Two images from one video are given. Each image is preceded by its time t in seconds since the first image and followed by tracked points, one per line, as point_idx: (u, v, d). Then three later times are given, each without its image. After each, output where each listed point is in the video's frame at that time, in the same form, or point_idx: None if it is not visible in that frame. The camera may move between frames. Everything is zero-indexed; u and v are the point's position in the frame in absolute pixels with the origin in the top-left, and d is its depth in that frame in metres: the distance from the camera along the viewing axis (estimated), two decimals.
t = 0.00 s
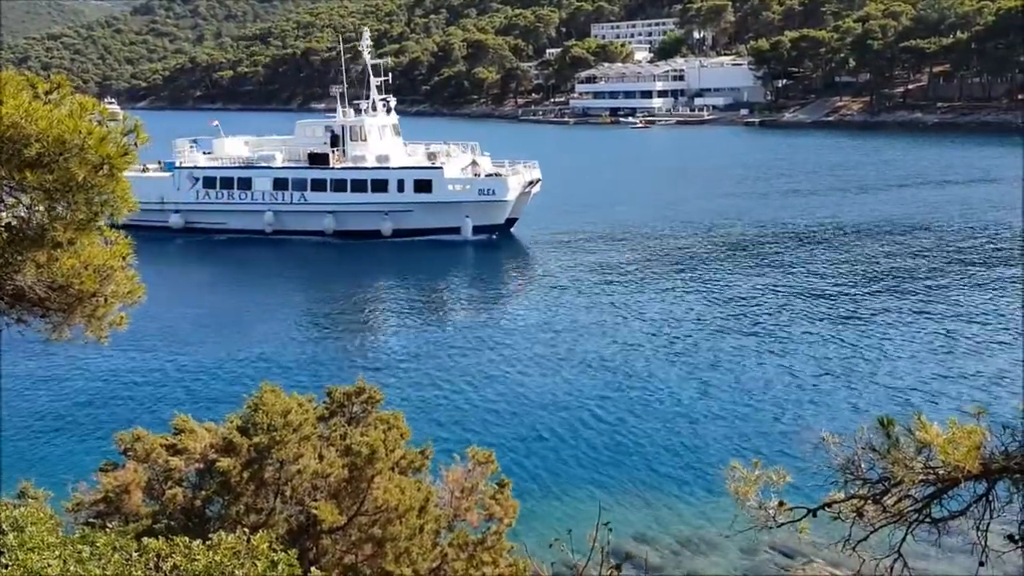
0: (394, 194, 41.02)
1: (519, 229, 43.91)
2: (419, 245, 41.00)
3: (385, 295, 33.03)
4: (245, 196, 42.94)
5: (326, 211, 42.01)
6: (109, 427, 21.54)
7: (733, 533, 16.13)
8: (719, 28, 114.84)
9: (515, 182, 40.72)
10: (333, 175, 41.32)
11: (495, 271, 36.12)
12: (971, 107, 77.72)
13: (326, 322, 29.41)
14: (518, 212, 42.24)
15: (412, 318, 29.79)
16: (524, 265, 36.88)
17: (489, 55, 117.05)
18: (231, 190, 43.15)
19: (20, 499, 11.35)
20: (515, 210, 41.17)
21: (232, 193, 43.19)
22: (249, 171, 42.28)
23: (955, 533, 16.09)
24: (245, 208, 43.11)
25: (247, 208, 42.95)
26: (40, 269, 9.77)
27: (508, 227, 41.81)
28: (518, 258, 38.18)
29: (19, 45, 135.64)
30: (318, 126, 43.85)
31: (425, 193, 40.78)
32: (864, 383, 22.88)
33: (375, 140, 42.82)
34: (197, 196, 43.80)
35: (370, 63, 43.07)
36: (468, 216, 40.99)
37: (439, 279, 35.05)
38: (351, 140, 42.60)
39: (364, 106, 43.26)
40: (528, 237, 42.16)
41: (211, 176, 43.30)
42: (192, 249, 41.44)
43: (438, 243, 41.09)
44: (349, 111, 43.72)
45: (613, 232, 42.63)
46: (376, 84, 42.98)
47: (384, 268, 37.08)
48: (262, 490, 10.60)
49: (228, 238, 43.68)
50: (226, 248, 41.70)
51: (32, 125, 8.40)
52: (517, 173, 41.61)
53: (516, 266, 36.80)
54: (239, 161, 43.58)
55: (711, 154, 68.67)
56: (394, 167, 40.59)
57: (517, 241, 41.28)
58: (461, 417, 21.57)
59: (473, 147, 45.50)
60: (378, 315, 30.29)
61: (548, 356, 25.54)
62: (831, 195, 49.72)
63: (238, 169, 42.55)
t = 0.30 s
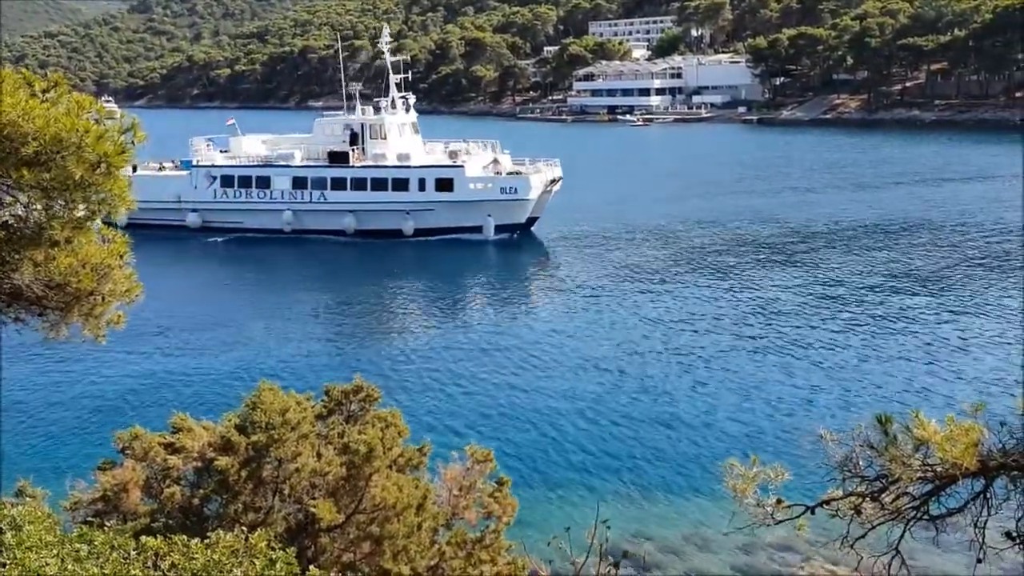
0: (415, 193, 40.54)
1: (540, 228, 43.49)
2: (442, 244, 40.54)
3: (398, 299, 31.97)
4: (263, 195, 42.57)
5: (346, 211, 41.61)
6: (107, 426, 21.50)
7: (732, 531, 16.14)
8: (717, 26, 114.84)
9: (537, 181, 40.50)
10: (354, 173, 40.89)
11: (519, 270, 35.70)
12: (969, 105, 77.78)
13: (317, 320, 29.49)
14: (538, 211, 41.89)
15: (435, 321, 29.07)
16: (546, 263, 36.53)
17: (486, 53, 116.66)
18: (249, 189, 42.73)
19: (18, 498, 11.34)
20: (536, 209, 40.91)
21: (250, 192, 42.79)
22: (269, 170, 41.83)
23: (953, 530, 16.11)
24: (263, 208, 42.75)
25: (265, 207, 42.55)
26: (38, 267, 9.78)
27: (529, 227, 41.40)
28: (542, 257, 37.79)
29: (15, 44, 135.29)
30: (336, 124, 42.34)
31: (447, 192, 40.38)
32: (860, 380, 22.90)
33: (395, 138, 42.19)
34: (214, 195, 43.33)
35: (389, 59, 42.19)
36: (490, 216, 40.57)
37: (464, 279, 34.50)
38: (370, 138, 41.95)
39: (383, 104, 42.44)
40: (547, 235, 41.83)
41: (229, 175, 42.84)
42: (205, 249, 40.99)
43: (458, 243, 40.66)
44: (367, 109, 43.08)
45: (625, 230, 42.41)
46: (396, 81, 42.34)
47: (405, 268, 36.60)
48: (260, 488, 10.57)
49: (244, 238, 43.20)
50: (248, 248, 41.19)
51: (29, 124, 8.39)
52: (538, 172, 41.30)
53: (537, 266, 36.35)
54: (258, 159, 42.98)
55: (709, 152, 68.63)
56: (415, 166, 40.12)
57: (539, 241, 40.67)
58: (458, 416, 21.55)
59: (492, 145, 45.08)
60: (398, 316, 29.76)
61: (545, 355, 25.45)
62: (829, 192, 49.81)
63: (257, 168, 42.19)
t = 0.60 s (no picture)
0: (437, 191, 39.85)
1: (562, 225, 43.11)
2: (464, 244, 39.87)
3: (422, 301, 31.37)
4: (284, 193, 42.05)
5: (368, 210, 41.05)
6: (104, 424, 21.48)
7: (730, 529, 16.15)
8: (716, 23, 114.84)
9: (560, 179, 39.81)
10: (375, 171, 40.25)
11: (543, 271, 35.09)
12: (967, 102, 77.77)
13: (318, 318, 29.42)
14: (562, 209, 41.35)
15: (463, 322, 28.65)
16: (570, 264, 35.85)
17: (485, 50, 116.09)
18: (268, 187, 42.19)
19: (16, 496, 11.32)
20: (558, 207, 40.33)
21: (270, 190, 42.25)
22: (288, 168, 41.26)
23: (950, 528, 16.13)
24: (284, 206, 42.25)
25: (285, 206, 42.06)
26: (35, 265, 9.78)
27: (552, 226, 40.86)
28: (565, 257, 37.16)
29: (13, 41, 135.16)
30: (357, 121, 42.05)
31: (469, 190, 39.73)
32: (857, 377, 22.92)
33: (415, 136, 41.45)
34: (233, 193, 42.78)
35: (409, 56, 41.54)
36: (512, 214, 39.92)
37: (488, 281, 33.87)
38: (391, 136, 41.27)
39: (404, 101, 41.78)
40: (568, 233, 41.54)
41: (247, 173, 42.24)
42: (220, 249, 40.64)
43: (480, 243, 40.04)
44: (387, 107, 42.39)
45: (636, 229, 42.07)
46: (415, 79, 41.76)
47: (427, 268, 36.02)
48: (259, 486, 10.58)
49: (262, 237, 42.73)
50: (267, 247, 40.70)
51: (27, 121, 8.40)
52: (562, 170, 40.55)
53: (561, 266, 35.73)
54: (277, 157, 42.36)
55: (709, 149, 68.60)
56: (436, 165, 39.36)
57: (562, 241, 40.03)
58: (456, 413, 21.55)
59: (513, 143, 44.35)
60: (424, 315, 29.49)
61: (543, 352, 25.46)
62: (827, 190, 49.90)
63: (276, 166, 41.62)
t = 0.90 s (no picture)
0: (457, 190, 39.38)
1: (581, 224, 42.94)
2: (485, 243, 39.62)
3: (446, 302, 30.84)
4: (303, 192, 41.48)
5: (387, 208, 40.55)
6: (100, 421, 21.51)
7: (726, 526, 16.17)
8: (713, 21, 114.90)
9: (583, 177, 39.41)
10: (394, 170, 39.77)
11: (564, 271, 34.56)
12: (963, 100, 77.84)
13: (311, 316, 29.40)
14: (582, 207, 41.19)
15: (483, 321, 28.37)
16: (592, 264, 35.33)
17: (482, 48, 115.68)
18: (286, 185, 41.65)
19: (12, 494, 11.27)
20: (580, 205, 40.07)
21: (288, 188, 41.70)
22: (306, 166, 40.66)
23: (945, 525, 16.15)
24: (302, 204, 41.67)
25: (303, 204, 41.50)
26: (31, 264, 9.73)
27: (573, 223, 40.78)
28: (585, 257, 36.65)
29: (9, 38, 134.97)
30: (375, 119, 41.30)
31: (489, 189, 39.33)
32: (853, 375, 22.95)
33: (435, 133, 40.99)
34: (250, 191, 42.23)
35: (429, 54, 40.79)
36: (534, 214, 39.76)
37: (511, 280, 33.42)
38: (410, 133, 40.76)
39: (423, 98, 41.06)
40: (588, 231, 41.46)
41: (266, 171, 41.57)
42: (233, 247, 40.07)
43: (501, 241, 39.71)
44: (407, 103, 41.65)
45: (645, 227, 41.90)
46: (436, 76, 41.09)
47: (447, 268, 35.59)
48: (255, 484, 10.56)
49: (277, 235, 42.24)
50: (285, 246, 40.09)
51: (21, 119, 8.40)
52: (583, 167, 40.24)
53: (583, 265, 35.37)
54: (296, 154, 41.73)
55: (706, 147, 68.68)
56: (457, 163, 38.90)
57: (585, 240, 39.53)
58: (454, 411, 21.58)
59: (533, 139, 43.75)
60: (447, 313, 29.42)
61: (538, 350, 25.48)
62: (822, 188, 50.00)
63: (295, 164, 40.94)
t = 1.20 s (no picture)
0: (478, 190, 38.67)
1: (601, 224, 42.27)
2: (507, 243, 38.84)
3: (468, 303, 30.38)
4: (320, 191, 40.66)
5: (406, 208, 39.81)
6: (94, 421, 21.43)
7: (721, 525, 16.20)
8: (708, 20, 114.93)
9: (605, 176, 38.60)
10: (413, 169, 39.02)
11: (586, 271, 34.19)
12: (958, 100, 77.92)
13: (308, 315, 29.30)
14: (604, 206, 40.43)
15: (492, 321, 28.16)
16: (613, 264, 34.93)
17: (478, 47, 115.51)
18: (303, 185, 40.86)
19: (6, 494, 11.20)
20: (602, 205, 39.25)
21: (304, 188, 40.91)
22: (323, 165, 39.88)
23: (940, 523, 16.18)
24: (319, 204, 40.88)
25: (321, 204, 40.69)
26: (25, 262, 9.67)
27: (593, 223, 40.03)
28: (606, 257, 36.33)
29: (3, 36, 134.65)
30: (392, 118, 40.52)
31: (510, 189, 38.61)
32: (846, 374, 23.03)
33: (454, 132, 40.31)
34: (267, 190, 41.51)
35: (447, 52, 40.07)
36: (555, 213, 38.98)
37: (532, 280, 32.97)
38: (428, 133, 40.02)
39: (441, 97, 40.29)
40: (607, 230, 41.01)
41: (282, 170, 40.84)
42: (236, 248, 39.67)
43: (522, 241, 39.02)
44: (425, 102, 41.18)
45: (651, 226, 41.71)
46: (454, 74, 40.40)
47: (468, 269, 34.97)
48: (250, 483, 10.55)
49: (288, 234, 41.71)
50: (302, 246, 39.40)
51: (17, 117, 8.41)
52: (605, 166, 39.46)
53: (605, 265, 34.94)
54: (313, 153, 41.00)
55: (701, 146, 68.69)
56: (477, 162, 38.20)
57: (605, 240, 38.97)
58: (450, 409, 21.57)
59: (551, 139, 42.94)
60: (463, 314, 29.17)
61: (533, 349, 25.45)
62: (817, 187, 49.98)
63: (311, 163, 40.16)
